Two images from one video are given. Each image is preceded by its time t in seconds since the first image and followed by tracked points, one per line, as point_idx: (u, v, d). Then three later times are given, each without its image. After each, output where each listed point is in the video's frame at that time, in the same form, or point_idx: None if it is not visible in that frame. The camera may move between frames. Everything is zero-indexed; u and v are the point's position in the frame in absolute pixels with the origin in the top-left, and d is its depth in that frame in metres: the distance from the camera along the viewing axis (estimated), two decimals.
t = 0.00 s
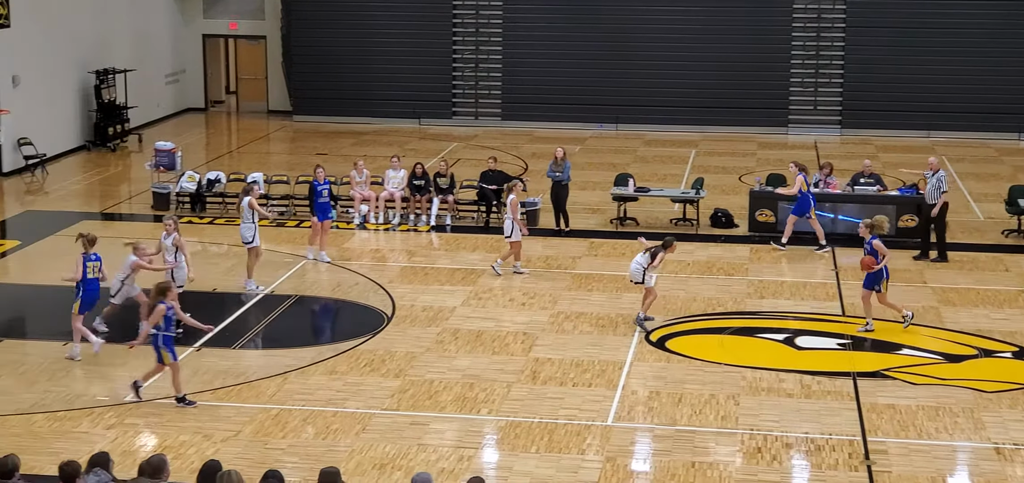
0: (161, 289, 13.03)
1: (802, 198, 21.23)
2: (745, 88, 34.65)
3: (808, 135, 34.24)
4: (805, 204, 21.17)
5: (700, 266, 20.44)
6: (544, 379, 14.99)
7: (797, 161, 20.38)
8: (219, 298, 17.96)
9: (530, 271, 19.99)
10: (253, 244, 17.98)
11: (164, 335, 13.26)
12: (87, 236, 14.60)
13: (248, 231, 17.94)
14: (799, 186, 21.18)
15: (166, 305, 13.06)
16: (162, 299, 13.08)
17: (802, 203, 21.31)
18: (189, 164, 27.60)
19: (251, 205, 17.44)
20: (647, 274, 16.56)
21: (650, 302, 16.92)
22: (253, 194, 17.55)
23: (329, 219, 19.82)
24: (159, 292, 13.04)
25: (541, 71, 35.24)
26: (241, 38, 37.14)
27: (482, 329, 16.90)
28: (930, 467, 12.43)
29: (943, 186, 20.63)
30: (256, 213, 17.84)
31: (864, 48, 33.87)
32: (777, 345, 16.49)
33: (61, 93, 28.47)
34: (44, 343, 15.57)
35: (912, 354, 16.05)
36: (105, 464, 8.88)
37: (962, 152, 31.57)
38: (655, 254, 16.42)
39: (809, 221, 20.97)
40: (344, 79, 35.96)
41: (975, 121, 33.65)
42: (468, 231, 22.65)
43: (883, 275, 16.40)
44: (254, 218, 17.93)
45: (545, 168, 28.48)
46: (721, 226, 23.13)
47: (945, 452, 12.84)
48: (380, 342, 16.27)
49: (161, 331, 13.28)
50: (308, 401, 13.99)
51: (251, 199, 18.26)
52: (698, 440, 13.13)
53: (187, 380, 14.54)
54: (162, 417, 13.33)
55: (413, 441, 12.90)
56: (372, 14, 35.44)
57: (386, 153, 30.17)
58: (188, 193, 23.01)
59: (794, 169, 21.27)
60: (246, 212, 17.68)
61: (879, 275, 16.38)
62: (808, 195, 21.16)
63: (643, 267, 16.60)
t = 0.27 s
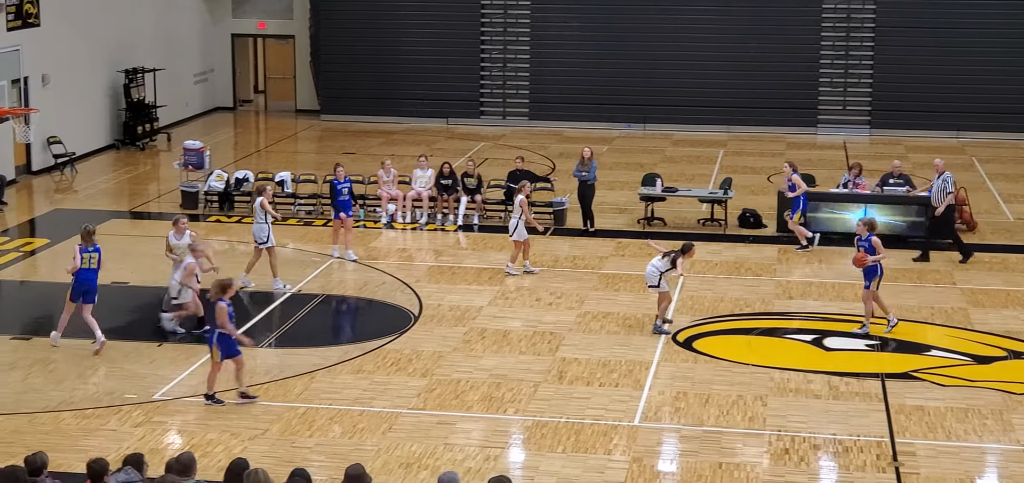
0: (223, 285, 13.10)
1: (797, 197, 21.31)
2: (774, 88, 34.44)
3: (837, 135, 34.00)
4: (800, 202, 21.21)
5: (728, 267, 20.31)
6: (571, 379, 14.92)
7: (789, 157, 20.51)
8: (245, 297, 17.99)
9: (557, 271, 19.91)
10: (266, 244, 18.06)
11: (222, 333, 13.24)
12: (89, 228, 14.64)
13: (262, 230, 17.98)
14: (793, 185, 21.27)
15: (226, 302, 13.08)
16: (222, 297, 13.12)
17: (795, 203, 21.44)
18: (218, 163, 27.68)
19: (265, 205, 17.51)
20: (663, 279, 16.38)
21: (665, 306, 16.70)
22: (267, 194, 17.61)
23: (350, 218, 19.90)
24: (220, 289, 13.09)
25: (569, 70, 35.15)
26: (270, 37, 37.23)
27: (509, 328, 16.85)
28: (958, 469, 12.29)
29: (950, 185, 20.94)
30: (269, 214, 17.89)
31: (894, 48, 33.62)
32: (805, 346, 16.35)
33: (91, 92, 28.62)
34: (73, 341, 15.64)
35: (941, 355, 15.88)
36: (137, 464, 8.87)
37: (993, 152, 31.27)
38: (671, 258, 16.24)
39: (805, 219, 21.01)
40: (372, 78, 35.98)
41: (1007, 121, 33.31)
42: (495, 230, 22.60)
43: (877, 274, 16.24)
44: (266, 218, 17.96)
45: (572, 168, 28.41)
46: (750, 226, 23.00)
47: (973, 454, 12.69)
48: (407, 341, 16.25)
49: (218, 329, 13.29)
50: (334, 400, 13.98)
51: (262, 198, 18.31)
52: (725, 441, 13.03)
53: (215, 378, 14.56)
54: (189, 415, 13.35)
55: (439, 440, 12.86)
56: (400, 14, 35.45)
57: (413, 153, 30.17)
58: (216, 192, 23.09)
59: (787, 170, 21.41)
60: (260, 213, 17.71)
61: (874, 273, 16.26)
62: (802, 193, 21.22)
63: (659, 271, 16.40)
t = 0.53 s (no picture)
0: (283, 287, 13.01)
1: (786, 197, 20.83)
2: (801, 87, 34.24)
3: (865, 135, 33.75)
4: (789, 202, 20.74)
5: (755, 267, 20.18)
6: (597, 379, 14.85)
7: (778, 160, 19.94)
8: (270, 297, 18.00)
9: (583, 270, 19.84)
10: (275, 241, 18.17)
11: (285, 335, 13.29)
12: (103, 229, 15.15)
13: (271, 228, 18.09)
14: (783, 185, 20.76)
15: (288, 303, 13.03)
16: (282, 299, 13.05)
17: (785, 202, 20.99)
18: (244, 162, 27.75)
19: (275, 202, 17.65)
20: (676, 277, 16.28)
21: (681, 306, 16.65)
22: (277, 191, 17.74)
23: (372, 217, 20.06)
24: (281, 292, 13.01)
25: (596, 70, 35.06)
26: (296, 37, 37.29)
27: (535, 328, 16.79)
28: (987, 471, 12.15)
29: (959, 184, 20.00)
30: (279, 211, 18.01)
31: (923, 48, 33.37)
32: (833, 347, 16.21)
33: (118, 92, 28.75)
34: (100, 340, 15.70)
35: (969, 357, 15.71)
36: (166, 462, 8.86)
37: None
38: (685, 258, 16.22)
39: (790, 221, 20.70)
40: (398, 78, 35.98)
41: None
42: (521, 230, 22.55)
43: (869, 282, 16.04)
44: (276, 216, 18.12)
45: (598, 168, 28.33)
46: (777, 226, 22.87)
47: (1001, 456, 12.55)
48: (432, 340, 16.22)
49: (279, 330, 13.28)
50: (360, 399, 13.96)
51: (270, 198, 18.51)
52: (752, 441, 12.92)
53: (241, 377, 14.56)
54: (216, 414, 13.36)
55: (465, 440, 12.82)
56: (427, 13, 35.45)
57: (439, 152, 30.16)
58: (243, 191, 23.12)
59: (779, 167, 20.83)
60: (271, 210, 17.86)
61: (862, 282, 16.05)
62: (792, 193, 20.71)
63: (672, 271, 16.35)
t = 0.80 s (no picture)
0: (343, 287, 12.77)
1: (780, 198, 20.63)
2: (834, 87, 33.98)
3: (898, 136, 33.46)
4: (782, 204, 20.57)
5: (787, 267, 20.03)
6: (628, 379, 14.77)
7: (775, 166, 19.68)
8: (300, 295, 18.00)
9: (613, 270, 19.76)
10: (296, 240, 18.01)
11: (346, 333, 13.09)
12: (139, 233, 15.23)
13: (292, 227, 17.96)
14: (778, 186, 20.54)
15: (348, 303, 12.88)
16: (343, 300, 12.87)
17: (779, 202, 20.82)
18: (275, 162, 27.84)
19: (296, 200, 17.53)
20: (696, 284, 16.05)
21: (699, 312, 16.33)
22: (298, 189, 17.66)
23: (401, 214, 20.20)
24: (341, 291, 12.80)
25: (628, 70, 34.93)
26: (329, 37, 37.38)
27: (565, 328, 16.73)
28: (1021, 474, 11.99)
29: (969, 191, 19.84)
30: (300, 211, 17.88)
31: (958, 48, 33.02)
32: (864, 348, 16.06)
33: (152, 91, 28.92)
34: (133, 337, 15.78)
35: (1002, 359, 15.53)
36: (198, 460, 8.88)
37: None
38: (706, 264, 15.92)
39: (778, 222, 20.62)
40: (430, 78, 35.98)
41: None
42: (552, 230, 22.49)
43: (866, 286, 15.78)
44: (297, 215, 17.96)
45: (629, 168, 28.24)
46: (810, 227, 22.69)
47: None
48: (463, 340, 16.19)
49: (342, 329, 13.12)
50: (391, 398, 13.96)
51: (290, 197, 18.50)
52: (783, 443, 12.81)
53: (273, 375, 14.59)
54: (247, 412, 13.39)
55: (495, 439, 12.78)
56: (458, 13, 35.46)
57: (471, 152, 30.14)
58: (275, 190, 23.23)
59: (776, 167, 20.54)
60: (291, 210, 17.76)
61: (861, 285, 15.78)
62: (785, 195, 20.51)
63: (693, 277, 16.09)
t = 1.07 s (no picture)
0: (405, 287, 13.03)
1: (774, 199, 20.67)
2: (869, 88, 33.68)
3: (933, 137, 33.14)
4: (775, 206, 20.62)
5: (821, 268, 19.85)
6: (659, 380, 14.67)
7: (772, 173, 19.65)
8: (332, 295, 18.00)
9: (645, 270, 19.66)
10: (311, 240, 18.08)
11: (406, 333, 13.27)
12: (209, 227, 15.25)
13: (308, 226, 18.06)
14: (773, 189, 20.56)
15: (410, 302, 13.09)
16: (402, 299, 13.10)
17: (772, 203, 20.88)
18: (308, 160, 27.91)
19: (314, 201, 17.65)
20: (716, 281, 15.92)
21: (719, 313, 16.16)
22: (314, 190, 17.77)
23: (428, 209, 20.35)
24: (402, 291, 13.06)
25: (661, 70, 34.77)
26: (362, 36, 37.43)
27: (597, 328, 16.64)
28: None
29: (982, 189, 19.44)
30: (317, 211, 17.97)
31: (995, 48, 32.65)
32: (897, 350, 15.89)
33: (186, 90, 29.08)
34: (166, 335, 15.84)
35: None
36: (228, 457, 8.89)
37: None
38: (728, 261, 15.78)
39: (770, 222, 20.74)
40: (462, 77, 35.97)
41: None
42: (584, 230, 22.40)
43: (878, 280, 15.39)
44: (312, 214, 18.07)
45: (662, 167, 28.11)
46: (843, 228, 22.46)
47: None
48: (494, 340, 16.14)
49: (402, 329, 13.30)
50: (422, 397, 13.92)
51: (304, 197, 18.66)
52: (816, 444, 12.68)
53: (304, 374, 14.59)
54: (278, 410, 13.39)
55: (526, 439, 12.72)
56: (491, 13, 35.44)
57: (503, 151, 30.08)
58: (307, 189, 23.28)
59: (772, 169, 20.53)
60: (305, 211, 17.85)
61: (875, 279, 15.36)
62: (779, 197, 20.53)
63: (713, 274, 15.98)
